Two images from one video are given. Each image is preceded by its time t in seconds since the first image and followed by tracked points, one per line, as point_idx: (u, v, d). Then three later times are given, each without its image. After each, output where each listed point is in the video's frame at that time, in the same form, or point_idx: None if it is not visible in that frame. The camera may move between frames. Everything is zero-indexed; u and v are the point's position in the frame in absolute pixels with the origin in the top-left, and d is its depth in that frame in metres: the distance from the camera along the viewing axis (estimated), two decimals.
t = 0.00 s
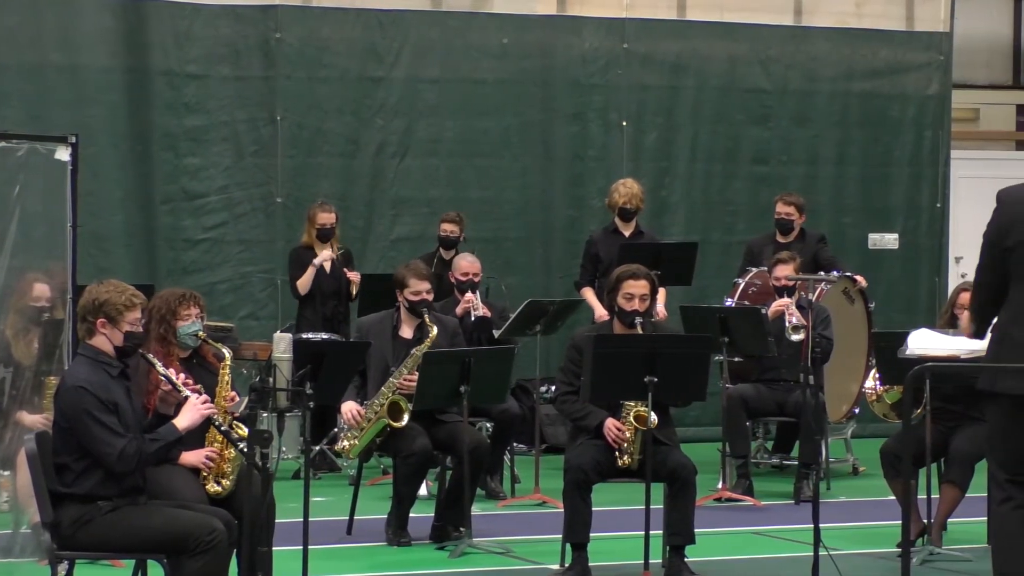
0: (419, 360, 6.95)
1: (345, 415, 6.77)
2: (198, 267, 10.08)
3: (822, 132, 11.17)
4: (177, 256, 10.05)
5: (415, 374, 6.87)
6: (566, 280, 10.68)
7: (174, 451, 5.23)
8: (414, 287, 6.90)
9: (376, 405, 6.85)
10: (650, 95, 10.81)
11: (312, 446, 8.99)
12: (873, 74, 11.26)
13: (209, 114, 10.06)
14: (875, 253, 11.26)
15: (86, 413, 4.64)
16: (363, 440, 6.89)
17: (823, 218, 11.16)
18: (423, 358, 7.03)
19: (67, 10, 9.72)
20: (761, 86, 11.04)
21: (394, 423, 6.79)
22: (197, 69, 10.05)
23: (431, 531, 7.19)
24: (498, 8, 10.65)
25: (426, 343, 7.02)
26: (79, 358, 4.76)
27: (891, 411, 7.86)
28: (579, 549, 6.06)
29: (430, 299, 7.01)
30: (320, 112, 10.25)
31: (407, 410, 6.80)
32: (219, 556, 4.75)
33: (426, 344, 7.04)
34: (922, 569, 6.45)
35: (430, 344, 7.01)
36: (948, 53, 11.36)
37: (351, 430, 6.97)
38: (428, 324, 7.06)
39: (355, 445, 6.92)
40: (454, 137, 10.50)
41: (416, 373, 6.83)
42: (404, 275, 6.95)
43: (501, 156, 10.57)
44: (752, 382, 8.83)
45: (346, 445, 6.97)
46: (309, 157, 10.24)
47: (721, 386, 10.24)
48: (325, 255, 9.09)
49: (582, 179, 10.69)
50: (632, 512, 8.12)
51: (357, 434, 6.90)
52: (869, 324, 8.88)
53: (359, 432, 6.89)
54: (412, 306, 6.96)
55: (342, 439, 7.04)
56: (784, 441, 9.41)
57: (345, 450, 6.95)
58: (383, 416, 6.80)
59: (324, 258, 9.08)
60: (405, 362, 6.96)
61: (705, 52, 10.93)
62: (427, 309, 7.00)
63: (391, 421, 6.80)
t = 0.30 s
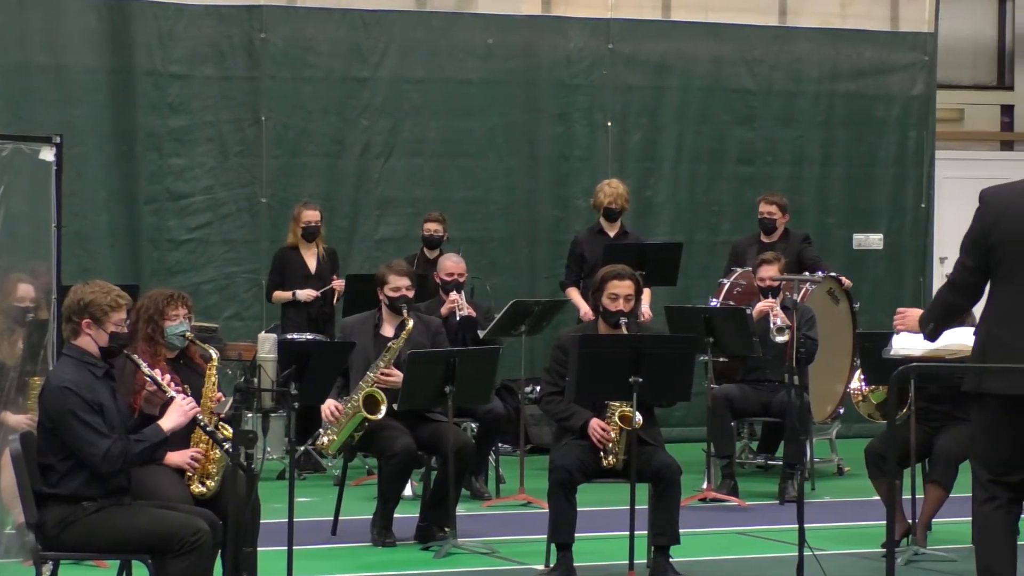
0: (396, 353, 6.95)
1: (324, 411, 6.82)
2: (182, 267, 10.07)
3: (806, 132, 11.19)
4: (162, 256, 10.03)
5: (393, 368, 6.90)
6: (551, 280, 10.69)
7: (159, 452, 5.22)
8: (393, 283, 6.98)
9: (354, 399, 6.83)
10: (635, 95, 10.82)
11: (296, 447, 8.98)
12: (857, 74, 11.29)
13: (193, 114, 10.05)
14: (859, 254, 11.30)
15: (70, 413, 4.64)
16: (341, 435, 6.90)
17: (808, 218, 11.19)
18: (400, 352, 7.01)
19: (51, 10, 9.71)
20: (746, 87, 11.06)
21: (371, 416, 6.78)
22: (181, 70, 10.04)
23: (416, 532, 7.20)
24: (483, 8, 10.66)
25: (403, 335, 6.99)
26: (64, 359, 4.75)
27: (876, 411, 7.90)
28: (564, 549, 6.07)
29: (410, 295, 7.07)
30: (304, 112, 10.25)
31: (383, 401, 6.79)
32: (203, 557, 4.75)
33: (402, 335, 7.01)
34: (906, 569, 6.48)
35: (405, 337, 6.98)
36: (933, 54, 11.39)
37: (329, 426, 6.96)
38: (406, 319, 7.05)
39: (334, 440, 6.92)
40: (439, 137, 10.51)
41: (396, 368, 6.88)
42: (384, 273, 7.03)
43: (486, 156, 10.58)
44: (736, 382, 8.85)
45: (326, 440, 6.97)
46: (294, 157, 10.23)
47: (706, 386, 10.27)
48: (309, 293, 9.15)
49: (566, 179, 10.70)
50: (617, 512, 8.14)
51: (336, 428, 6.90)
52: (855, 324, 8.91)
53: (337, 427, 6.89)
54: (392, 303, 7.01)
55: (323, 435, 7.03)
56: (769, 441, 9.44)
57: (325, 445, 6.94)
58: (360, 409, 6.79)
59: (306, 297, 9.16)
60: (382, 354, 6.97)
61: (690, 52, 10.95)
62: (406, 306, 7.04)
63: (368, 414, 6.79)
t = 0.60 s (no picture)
0: (378, 359, 7.00)
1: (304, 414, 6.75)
2: (164, 267, 10.06)
3: (787, 132, 11.22)
4: (143, 257, 10.02)
5: (374, 374, 6.91)
6: (533, 280, 10.70)
7: (140, 452, 5.22)
8: (371, 286, 6.95)
9: (335, 403, 6.90)
10: (616, 95, 10.84)
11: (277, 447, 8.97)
12: (839, 74, 11.31)
13: (175, 114, 10.04)
14: (840, 254, 11.33)
15: (51, 415, 4.63)
16: (319, 439, 6.90)
17: (789, 219, 11.21)
18: (383, 357, 7.07)
19: (32, 10, 9.70)
20: (727, 87, 11.08)
21: (354, 423, 6.88)
22: (162, 70, 10.03)
23: (398, 532, 7.20)
24: (465, 9, 10.67)
25: (385, 341, 7.04)
26: (45, 359, 4.75)
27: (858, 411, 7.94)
28: (546, 550, 6.09)
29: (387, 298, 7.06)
30: (285, 112, 10.24)
31: (367, 409, 6.91)
32: (184, 557, 4.75)
33: (382, 344, 7.06)
34: (887, 569, 6.52)
35: (387, 345, 7.02)
36: (914, 54, 11.42)
37: (307, 429, 6.94)
38: (385, 322, 7.11)
39: (313, 443, 6.90)
40: (420, 137, 10.51)
41: (377, 372, 6.90)
42: (361, 274, 6.99)
43: (468, 156, 10.58)
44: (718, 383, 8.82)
45: (304, 443, 6.94)
46: (275, 157, 10.22)
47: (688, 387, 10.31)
48: (293, 295, 9.17)
49: (548, 179, 10.71)
50: (599, 512, 8.17)
51: (315, 432, 6.91)
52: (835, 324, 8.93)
53: (316, 431, 6.90)
54: (368, 304, 7.01)
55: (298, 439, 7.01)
56: (751, 441, 9.48)
57: (304, 448, 6.92)
58: (343, 415, 6.87)
59: (289, 298, 9.17)
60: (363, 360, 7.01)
61: (671, 53, 10.97)
62: (383, 307, 7.05)
63: (350, 420, 6.88)
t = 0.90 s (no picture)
0: (358, 358, 7.01)
1: (285, 416, 6.81)
2: (146, 268, 10.04)
3: (770, 132, 11.23)
4: (125, 257, 10.01)
5: (354, 373, 6.94)
6: (515, 281, 10.72)
7: (122, 453, 5.22)
8: (347, 286, 6.97)
9: (317, 406, 6.91)
10: (599, 96, 10.86)
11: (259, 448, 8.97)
12: (821, 75, 11.34)
13: (157, 115, 10.04)
14: (823, 254, 11.36)
15: (33, 416, 4.62)
16: (303, 442, 6.93)
17: (772, 219, 11.23)
18: (364, 356, 7.10)
19: (13, 10, 9.69)
20: (709, 87, 11.10)
21: (335, 424, 6.88)
22: (144, 70, 10.02)
23: (380, 533, 7.21)
24: (447, 9, 10.68)
25: (363, 341, 7.05)
26: (28, 360, 4.74)
27: (841, 411, 7.98)
28: (528, 550, 6.10)
29: (365, 297, 7.07)
30: (268, 112, 10.23)
31: (348, 410, 6.91)
32: (167, 558, 4.75)
33: (362, 342, 7.07)
34: (869, 569, 6.56)
35: (366, 343, 7.04)
36: (896, 55, 11.46)
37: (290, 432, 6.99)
38: (364, 322, 7.11)
39: (296, 446, 6.95)
40: (403, 138, 10.51)
41: (356, 372, 6.92)
42: (337, 275, 7.01)
43: (450, 156, 10.59)
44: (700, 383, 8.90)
45: (288, 447, 6.98)
46: (258, 157, 10.22)
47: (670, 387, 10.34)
48: (274, 296, 9.18)
49: (530, 179, 10.73)
50: (581, 512, 8.19)
51: (299, 435, 6.95)
52: (817, 324, 8.99)
53: (299, 434, 6.93)
54: (345, 305, 7.02)
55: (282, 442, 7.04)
56: (733, 442, 9.52)
57: (287, 452, 6.96)
58: (324, 416, 6.87)
59: (273, 299, 9.19)
60: (342, 362, 7.02)
61: (654, 53, 11.00)
62: (361, 308, 7.06)
63: (331, 421, 6.88)
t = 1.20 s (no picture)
0: (343, 360, 7.02)
1: (270, 418, 6.69)
2: (128, 268, 10.03)
3: (753, 133, 11.26)
4: (108, 258, 10.00)
5: (339, 374, 6.92)
6: (498, 282, 10.73)
7: (105, 454, 5.21)
8: (331, 287, 6.97)
9: (302, 407, 6.90)
10: (583, 96, 10.87)
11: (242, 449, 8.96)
12: (805, 76, 11.36)
13: (140, 115, 10.03)
14: (806, 254, 11.39)
15: (16, 416, 4.61)
16: (288, 443, 6.95)
17: (755, 220, 11.25)
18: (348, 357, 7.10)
19: None
20: (693, 87, 11.12)
21: (320, 424, 6.86)
22: (127, 70, 10.01)
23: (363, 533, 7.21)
24: (431, 9, 10.68)
25: (347, 342, 7.06)
26: (10, 360, 4.73)
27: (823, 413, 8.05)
28: (512, 550, 6.11)
29: (348, 297, 7.07)
30: (251, 112, 10.22)
31: (333, 410, 6.89)
32: (150, 558, 4.75)
33: (347, 343, 7.07)
34: (852, 569, 6.60)
35: (351, 344, 7.04)
36: (879, 55, 11.47)
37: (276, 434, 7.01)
38: (349, 323, 7.10)
39: (281, 448, 6.97)
40: (386, 138, 10.52)
41: (342, 374, 6.88)
42: (320, 275, 6.99)
43: (434, 157, 10.59)
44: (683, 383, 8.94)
45: (274, 449, 7.02)
46: (241, 157, 10.20)
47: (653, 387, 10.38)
48: (250, 302, 9.18)
49: (514, 180, 10.74)
50: (564, 513, 8.21)
51: (284, 437, 6.95)
52: (800, 324, 9.04)
53: (285, 435, 6.93)
54: (330, 305, 7.01)
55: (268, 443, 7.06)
56: (716, 442, 9.56)
57: (273, 453, 6.99)
58: (310, 417, 6.85)
59: (249, 304, 9.18)
60: (327, 363, 7.03)
61: (637, 54, 11.01)
62: (346, 309, 7.06)
63: (318, 422, 6.86)
